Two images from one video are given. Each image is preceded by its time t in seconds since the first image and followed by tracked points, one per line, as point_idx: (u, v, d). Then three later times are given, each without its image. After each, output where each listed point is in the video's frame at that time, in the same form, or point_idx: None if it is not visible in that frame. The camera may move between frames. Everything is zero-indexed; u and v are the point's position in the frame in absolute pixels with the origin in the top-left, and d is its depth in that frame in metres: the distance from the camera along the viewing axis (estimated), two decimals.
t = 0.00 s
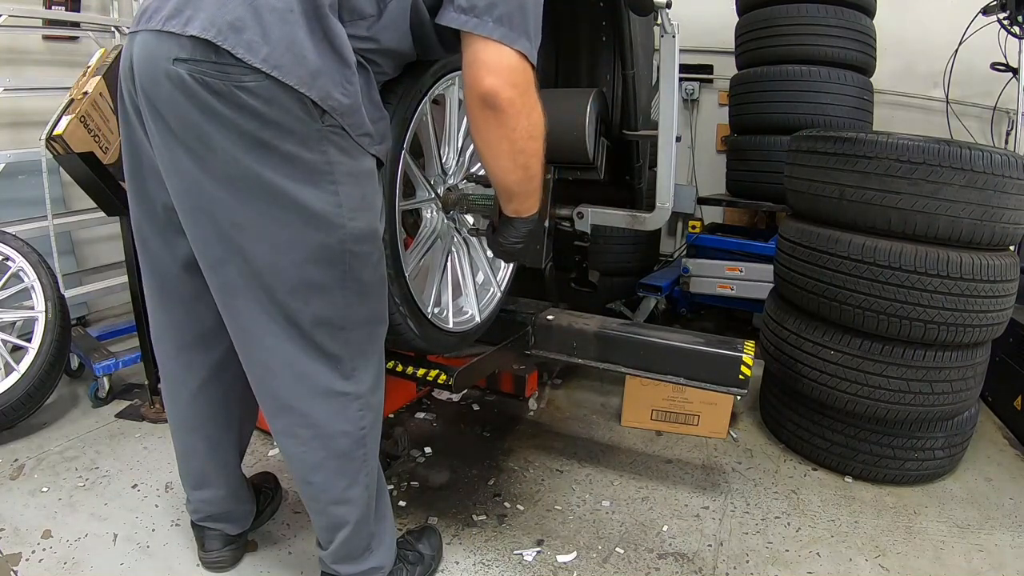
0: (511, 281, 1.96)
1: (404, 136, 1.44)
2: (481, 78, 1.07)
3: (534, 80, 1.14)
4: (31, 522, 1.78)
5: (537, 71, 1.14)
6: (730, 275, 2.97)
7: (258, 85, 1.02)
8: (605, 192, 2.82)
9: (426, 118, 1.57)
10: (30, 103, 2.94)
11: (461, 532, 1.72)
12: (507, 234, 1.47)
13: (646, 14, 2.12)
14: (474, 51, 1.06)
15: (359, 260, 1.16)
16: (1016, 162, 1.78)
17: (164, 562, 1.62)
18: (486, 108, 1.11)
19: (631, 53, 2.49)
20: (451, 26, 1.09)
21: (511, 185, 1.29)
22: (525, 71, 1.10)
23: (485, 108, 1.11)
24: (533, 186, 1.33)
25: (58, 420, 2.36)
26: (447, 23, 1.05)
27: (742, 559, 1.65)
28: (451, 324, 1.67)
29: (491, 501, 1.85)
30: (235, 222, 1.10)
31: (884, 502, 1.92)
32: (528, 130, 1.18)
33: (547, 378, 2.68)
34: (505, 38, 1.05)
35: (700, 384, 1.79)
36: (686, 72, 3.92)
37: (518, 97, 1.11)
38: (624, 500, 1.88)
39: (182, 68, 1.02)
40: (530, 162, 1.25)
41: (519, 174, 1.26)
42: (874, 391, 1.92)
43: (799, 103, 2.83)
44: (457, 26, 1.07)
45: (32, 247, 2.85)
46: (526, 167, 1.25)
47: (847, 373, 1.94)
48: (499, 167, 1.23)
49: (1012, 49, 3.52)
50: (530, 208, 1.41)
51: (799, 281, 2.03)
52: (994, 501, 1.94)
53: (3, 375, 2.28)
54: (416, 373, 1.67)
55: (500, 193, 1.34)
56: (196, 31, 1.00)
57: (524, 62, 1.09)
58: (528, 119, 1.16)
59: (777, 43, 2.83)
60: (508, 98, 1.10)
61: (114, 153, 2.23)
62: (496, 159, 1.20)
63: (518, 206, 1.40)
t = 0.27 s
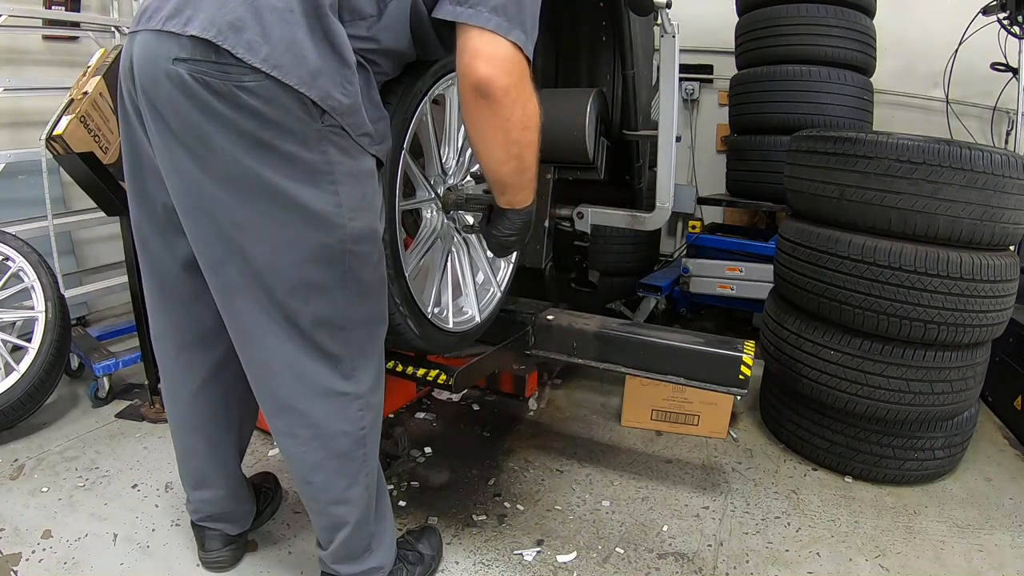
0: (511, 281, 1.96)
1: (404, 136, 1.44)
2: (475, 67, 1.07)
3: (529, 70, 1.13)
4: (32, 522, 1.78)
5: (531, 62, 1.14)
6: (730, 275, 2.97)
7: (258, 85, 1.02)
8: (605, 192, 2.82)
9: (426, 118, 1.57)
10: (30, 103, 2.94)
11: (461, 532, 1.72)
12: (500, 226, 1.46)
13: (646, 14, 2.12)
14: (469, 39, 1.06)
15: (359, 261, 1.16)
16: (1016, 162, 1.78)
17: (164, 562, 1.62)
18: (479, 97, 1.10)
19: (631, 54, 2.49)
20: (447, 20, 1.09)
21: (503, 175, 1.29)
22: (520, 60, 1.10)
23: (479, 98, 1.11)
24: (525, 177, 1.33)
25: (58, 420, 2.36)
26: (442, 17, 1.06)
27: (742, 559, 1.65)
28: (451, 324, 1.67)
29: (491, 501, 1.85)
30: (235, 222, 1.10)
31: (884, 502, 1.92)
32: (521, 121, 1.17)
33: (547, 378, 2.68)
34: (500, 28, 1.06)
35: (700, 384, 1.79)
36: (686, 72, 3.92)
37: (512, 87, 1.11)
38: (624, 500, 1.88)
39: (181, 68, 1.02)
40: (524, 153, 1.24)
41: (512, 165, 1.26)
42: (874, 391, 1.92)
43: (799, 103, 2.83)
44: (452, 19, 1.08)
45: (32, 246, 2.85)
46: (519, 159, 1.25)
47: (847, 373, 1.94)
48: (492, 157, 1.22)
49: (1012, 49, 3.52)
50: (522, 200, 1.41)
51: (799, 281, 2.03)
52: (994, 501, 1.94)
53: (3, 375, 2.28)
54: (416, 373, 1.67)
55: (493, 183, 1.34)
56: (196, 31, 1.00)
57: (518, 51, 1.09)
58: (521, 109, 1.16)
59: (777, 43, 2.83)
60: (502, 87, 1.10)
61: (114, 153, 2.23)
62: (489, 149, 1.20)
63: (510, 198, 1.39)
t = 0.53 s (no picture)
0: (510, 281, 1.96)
1: (404, 136, 1.44)
2: (476, 56, 1.07)
3: (529, 61, 1.14)
4: (32, 521, 1.78)
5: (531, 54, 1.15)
6: (730, 275, 2.97)
7: (259, 84, 1.02)
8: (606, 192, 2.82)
9: (427, 118, 1.57)
10: (30, 103, 2.94)
11: (461, 532, 1.72)
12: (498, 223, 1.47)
13: (646, 14, 2.12)
14: (471, 28, 1.06)
15: (359, 261, 1.16)
16: (1016, 162, 1.78)
17: (163, 562, 1.62)
18: (480, 87, 1.11)
19: (631, 54, 2.49)
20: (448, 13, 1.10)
21: (500, 166, 1.29)
22: (520, 50, 1.11)
23: (479, 87, 1.11)
24: (522, 168, 1.33)
25: (58, 419, 2.37)
26: (444, 10, 1.07)
27: (742, 559, 1.65)
28: (451, 324, 1.67)
29: (491, 501, 1.85)
30: (235, 222, 1.10)
31: (884, 502, 1.92)
32: (520, 111, 1.18)
33: (547, 378, 2.68)
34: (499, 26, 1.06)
35: (700, 384, 1.79)
36: (686, 72, 3.93)
37: (513, 77, 1.11)
38: (624, 500, 1.88)
39: (182, 67, 1.02)
40: (522, 144, 1.25)
41: (509, 156, 1.26)
42: (874, 391, 1.92)
43: (799, 103, 2.83)
44: (453, 12, 1.09)
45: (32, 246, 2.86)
46: (517, 150, 1.25)
47: (847, 373, 1.94)
48: (490, 147, 1.22)
49: (1012, 49, 3.52)
50: (518, 192, 1.41)
51: (799, 281, 2.03)
52: (994, 501, 1.94)
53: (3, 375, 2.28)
54: (416, 373, 1.67)
55: (489, 175, 1.34)
56: (197, 30, 1.00)
57: (519, 41, 1.09)
58: (521, 99, 1.16)
59: (777, 43, 2.83)
60: (503, 77, 1.10)
61: (114, 153, 2.24)
62: (488, 139, 1.20)
63: (505, 189, 1.40)
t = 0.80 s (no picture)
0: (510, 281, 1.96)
1: (404, 136, 1.44)
2: (481, 52, 1.07)
3: (531, 59, 1.14)
4: (32, 521, 1.78)
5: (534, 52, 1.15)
6: (730, 275, 2.97)
7: (259, 84, 1.02)
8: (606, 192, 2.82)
9: (427, 118, 1.56)
10: (30, 103, 2.93)
11: (461, 532, 1.72)
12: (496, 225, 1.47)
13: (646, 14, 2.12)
14: (476, 24, 1.06)
15: (359, 261, 1.16)
16: (1016, 162, 1.78)
17: (163, 562, 1.62)
18: (484, 83, 1.11)
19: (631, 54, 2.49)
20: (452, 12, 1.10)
21: (502, 165, 1.29)
22: (523, 48, 1.11)
23: (481, 85, 1.11)
24: (522, 167, 1.33)
25: (58, 420, 2.36)
26: (448, 7, 1.08)
27: (742, 559, 1.65)
28: (451, 324, 1.67)
29: (491, 501, 1.85)
30: (235, 221, 1.10)
31: (884, 502, 1.92)
32: (523, 109, 1.18)
33: (547, 378, 2.68)
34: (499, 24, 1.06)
35: (700, 384, 1.79)
36: (686, 72, 3.93)
37: (516, 74, 1.12)
38: (624, 500, 1.88)
39: (182, 67, 1.02)
40: (523, 142, 1.25)
41: (510, 154, 1.26)
42: (874, 391, 1.92)
43: (799, 103, 2.83)
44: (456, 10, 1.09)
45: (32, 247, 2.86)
46: (518, 148, 1.25)
47: (847, 373, 1.94)
48: (491, 145, 1.22)
49: (1012, 49, 3.52)
50: (517, 191, 1.41)
51: (799, 281, 2.03)
52: (994, 501, 1.94)
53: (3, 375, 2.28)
54: (416, 373, 1.67)
55: (489, 173, 1.34)
56: (198, 29, 1.00)
57: (523, 38, 1.10)
58: (524, 97, 1.16)
59: (777, 43, 2.83)
60: (507, 74, 1.10)
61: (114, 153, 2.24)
62: (489, 137, 1.20)
63: (505, 188, 1.39)
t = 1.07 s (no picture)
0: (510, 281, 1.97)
1: (404, 136, 1.44)
2: (472, 52, 1.08)
3: (523, 59, 1.14)
4: (32, 521, 1.78)
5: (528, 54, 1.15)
6: (730, 275, 2.97)
7: (259, 84, 1.02)
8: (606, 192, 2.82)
9: (427, 118, 1.56)
10: (30, 103, 2.94)
11: (461, 532, 1.72)
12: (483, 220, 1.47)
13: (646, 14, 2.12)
14: (468, 24, 1.06)
15: (358, 261, 1.16)
16: (1016, 162, 1.78)
17: (163, 562, 1.62)
18: (476, 84, 1.11)
19: (631, 54, 2.49)
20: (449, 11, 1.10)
21: (492, 164, 1.29)
22: (516, 49, 1.11)
23: (473, 84, 1.11)
24: (513, 168, 1.33)
25: (58, 420, 2.36)
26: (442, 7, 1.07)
27: (742, 559, 1.65)
28: (451, 324, 1.67)
29: (491, 501, 1.85)
30: (235, 222, 1.10)
31: (884, 502, 1.92)
32: (514, 110, 1.17)
33: (547, 378, 2.68)
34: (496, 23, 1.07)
35: (700, 384, 1.79)
36: (686, 72, 3.93)
37: (508, 74, 1.12)
38: (624, 500, 1.88)
39: (181, 67, 1.02)
40: (515, 143, 1.25)
41: (502, 154, 1.26)
42: (874, 391, 1.92)
43: (799, 103, 2.83)
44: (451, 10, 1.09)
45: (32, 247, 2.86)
46: (509, 149, 1.25)
47: (847, 373, 1.94)
48: (483, 145, 1.22)
49: (1012, 49, 3.52)
50: (509, 191, 1.41)
51: (799, 281, 2.03)
52: (995, 501, 1.94)
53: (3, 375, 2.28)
54: (416, 373, 1.67)
55: (481, 173, 1.34)
56: (197, 30, 1.00)
57: (515, 40, 1.10)
58: (515, 98, 1.16)
59: (777, 43, 2.83)
60: (499, 74, 1.10)
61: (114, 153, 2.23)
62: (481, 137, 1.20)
63: (497, 188, 1.39)
